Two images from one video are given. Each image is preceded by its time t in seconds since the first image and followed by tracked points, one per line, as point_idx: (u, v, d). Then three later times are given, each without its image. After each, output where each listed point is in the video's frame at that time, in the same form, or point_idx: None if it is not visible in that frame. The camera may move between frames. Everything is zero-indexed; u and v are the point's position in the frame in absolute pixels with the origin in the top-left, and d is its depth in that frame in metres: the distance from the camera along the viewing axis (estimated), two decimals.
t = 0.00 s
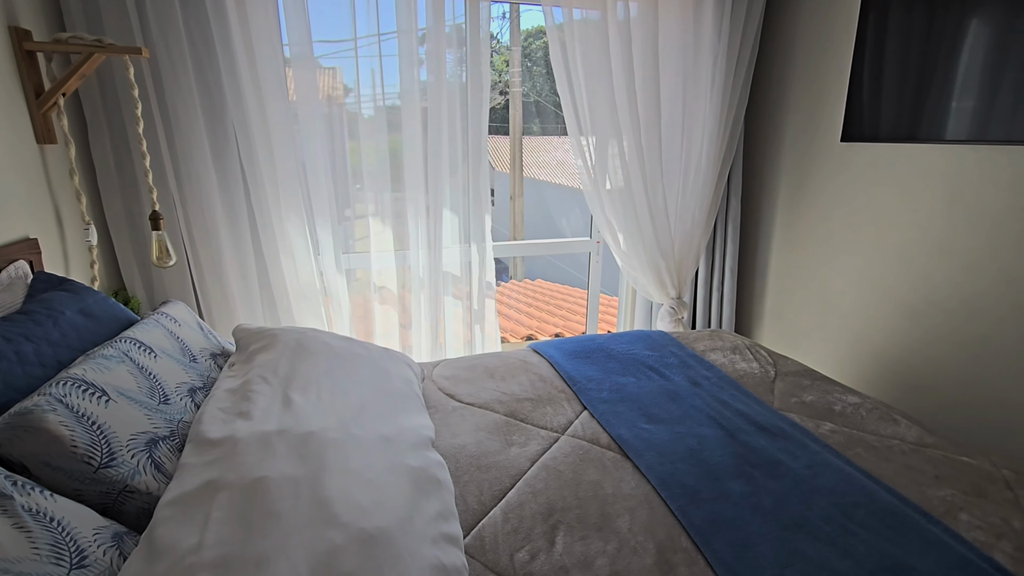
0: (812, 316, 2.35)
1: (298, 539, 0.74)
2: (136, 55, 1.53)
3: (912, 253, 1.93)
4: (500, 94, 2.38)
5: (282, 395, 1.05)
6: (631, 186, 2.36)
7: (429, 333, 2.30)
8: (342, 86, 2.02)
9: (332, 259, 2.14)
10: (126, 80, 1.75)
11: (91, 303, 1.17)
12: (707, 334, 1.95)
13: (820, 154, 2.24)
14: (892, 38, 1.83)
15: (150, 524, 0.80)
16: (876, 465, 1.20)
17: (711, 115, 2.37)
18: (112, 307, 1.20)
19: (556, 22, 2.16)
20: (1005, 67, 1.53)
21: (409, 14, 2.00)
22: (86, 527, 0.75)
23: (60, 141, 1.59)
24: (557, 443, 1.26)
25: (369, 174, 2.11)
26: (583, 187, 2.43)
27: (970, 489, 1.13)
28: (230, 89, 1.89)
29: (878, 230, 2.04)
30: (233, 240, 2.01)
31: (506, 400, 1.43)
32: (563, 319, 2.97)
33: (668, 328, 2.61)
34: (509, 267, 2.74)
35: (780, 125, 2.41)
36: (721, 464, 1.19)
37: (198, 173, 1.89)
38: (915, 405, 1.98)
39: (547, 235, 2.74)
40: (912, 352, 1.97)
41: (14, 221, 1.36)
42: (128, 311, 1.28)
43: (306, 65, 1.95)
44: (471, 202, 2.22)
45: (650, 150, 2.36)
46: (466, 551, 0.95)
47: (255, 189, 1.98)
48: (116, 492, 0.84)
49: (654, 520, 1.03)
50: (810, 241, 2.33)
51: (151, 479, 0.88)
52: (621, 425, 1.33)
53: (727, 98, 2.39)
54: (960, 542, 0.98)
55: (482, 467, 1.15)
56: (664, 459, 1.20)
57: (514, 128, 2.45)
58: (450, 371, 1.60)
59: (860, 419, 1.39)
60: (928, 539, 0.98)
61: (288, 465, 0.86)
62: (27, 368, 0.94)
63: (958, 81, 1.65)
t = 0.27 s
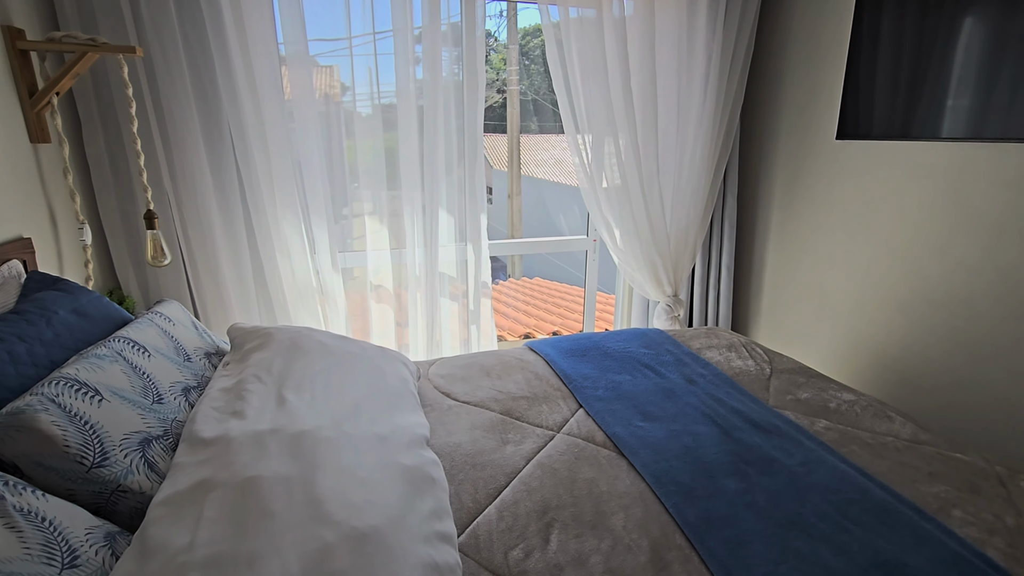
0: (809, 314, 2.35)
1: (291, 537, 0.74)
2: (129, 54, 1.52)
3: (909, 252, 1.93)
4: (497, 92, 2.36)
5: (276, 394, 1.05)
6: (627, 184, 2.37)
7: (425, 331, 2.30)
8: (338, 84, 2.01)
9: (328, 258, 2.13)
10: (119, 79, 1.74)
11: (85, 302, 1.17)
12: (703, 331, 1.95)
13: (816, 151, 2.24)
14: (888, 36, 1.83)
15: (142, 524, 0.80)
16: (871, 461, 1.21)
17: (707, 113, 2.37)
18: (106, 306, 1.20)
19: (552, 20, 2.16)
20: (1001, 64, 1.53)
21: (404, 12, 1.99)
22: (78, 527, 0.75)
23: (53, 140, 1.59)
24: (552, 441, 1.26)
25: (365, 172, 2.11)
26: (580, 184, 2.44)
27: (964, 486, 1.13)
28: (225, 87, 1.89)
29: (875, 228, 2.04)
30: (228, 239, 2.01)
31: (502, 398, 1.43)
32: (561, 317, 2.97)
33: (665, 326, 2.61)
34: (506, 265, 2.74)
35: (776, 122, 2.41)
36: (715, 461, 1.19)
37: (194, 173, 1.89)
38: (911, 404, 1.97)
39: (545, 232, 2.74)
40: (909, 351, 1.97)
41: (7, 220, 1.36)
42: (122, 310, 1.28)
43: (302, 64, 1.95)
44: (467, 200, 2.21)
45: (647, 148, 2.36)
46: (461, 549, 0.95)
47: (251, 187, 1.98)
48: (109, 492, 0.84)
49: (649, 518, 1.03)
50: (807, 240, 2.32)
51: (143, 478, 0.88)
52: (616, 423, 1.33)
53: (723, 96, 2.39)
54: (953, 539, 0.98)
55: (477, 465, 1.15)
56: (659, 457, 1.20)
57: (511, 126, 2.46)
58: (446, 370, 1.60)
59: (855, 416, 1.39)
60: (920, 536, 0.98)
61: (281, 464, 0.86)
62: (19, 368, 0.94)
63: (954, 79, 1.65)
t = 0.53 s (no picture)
0: (809, 312, 2.35)
1: (288, 535, 0.74)
2: (127, 52, 1.51)
3: (910, 251, 1.93)
4: (496, 91, 2.37)
5: (275, 392, 1.05)
6: (626, 182, 2.37)
7: (424, 329, 2.30)
8: (337, 83, 2.01)
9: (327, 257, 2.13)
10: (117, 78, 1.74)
11: (83, 301, 1.17)
12: (702, 329, 1.95)
13: (816, 149, 2.23)
14: (887, 32, 1.83)
15: (141, 521, 0.80)
16: (868, 458, 1.21)
17: (706, 110, 2.37)
18: (104, 305, 1.20)
19: (551, 17, 2.15)
20: (1000, 61, 1.53)
21: (402, 11, 1.99)
22: (76, 525, 0.75)
23: (51, 138, 1.59)
24: (551, 438, 1.27)
25: (364, 171, 2.11)
26: (579, 182, 2.44)
27: (961, 482, 1.13)
28: (223, 86, 1.89)
29: (875, 226, 2.04)
30: (227, 237, 2.01)
31: (500, 396, 1.43)
32: (560, 315, 2.97)
33: (664, 323, 2.62)
34: (505, 263, 2.74)
35: (775, 120, 2.41)
36: (713, 458, 1.19)
37: (192, 171, 1.89)
38: (910, 402, 1.98)
39: (544, 231, 2.74)
40: (909, 349, 1.96)
41: (5, 219, 1.36)
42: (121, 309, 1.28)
43: (300, 63, 1.95)
44: (466, 198, 2.21)
45: (647, 146, 2.37)
46: (459, 546, 0.95)
47: (249, 186, 1.98)
48: (107, 490, 0.84)
49: (646, 515, 1.03)
50: (807, 238, 2.32)
51: (142, 476, 0.88)
52: (614, 420, 1.33)
53: (721, 93, 2.39)
54: (950, 534, 0.98)
55: (476, 462, 1.15)
56: (657, 454, 1.20)
57: (510, 124, 2.46)
58: (445, 368, 1.61)
59: (853, 412, 1.39)
60: (917, 531, 0.98)
61: (279, 462, 0.86)
62: (17, 367, 0.94)
63: (953, 76, 1.65)
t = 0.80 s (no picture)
0: (810, 309, 2.35)
1: (291, 531, 0.74)
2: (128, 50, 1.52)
3: (911, 247, 1.93)
4: (496, 88, 2.38)
5: (277, 389, 1.05)
6: (627, 180, 2.37)
7: (426, 327, 2.30)
8: (338, 81, 2.01)
9: (329, 255, 2.13)
10: (118, 77, 1.74)
11: (86, 299, 1.17)
12: (703, 326, 1.95)
13: (817, 146, 2.23)
14: (888, 29, 1.82)
15: (145, 518, 0.80)
16: (869, 455, 1.21)
17: (707, 108, 2.37)
18: (107, 303, 1.20)
19: (552, 15, 2.14)
20: (1003, 57, 1.53)
21: (403, 9, 1.99)
22: (81, 522, 0.75)
23: (53, 137, 1.59)
24: (552, 435, 1.27)
25: (365, 170, 2.11)
26: (580, 180, 2.44)
27: (963, 479, 1.13)
28: (225, 85, 1.89)
29: (877, 223, 2.04)
30: (228, 236, 2.01)
31: (502, 394, 1.44)
32: (561, 313, 2.96)
33: (665, 320, 2.62)
34: (507, 261, 2.74)
35: (776, 117, 2.40)
36: (715, 455, 1.19)
37: (194, 170, 1.90)
38: (912, 399, 1.98)
39: (545, 229, 2.74)
40: (910, 346, 1.96)
41: (7, 217, 1.36)
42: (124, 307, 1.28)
43: (301, 61, 1.95)
44: (467, 196, 2.21)
45: (647, 143, 2.37)
46: (461, 543, 0.96)
47: (250, 185, 1.98)
48: (111, 487, 0.85)
49: (648, 511, 1.04)
50: (808, 235, 2.32)
51: (145, 473, 0.88)
52: (616, 417, 1.33)
53: (722, 91, 2.39)
54: (952, 531, 0.98)
55: (478, 459, 1.15)
56: (659, 451, 1.20)
57: (511, 123, 2.46)
58: (447, 365, 1.61)
59: (854, 409, 1.39)
60: (918, 528, 0.98)
61: (282, 459, 0.86)
62: (21, 364, 0.95)
63: (956, 72, 1.64)
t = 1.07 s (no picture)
0: (813, 306, 2.34)
1: (293, 530, 0.74)
2: (129, 47, 1.51)
3: (915, 244, 1.92)
4: (499, 86, 2.37)
5: (279, 388, 1.05)
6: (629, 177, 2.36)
7: (428, 326, 2.30)
8: (340, 79, 2.00)
9: (331, 254, 2.13)
10: (120, 74, 1.74)
11: (88, 297, 1.17)
12: (706, 324, 1.94)
13: (821, 142, 2.22)
14: (892, 26, 1.81)
15: (146, 516, 0.80)
16: (875, 453, 1.20)
17: (710, 105, 2.35)
18: (108, 301, 1.20)
19: (555, 12, 2.14)
20: (1008, 54, 1.51)
21: (405, 6, 1.98)
22: (82, 520, 0.75)
23: (54, 135, 1.59)
24: (555, 434, 1.26)
25: (367, 168, 2.10)
26: (583, 178, 2.43)
27: (970, 478, 1.12)
28: (226, 83, 1.88)
29: (881, 219, 2.02)
30: (230, 234, 2.01)
31: (504, 392, 1.43)
32: (564, 312, 2.94)
33: (667, 318, 2.61)
34: (509, 259, 2.74)
35: (780, 114, 2.39)
36: (719, 454, 1.19)
37: (195, 168, 1.89)
38: (916, 396, 1.97)
39: (548, 227, 2.73)
40: (915, 344, 1.95)
41: (9, 215, 1.36)
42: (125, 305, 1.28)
43: (302, 59, 1.94)
44: (469, 194, 2.20)
45: (650, 140, 2.36)
46: (464, 542, 0.95)
47: (252, 183, 1.97)
48: (112, 485, 0.84)
49: (652, 510, 1.03)
50: (812, 232, 2.31)
51: (147, 472, 0.88)
52: (619, 416, 1.32)
53: (725, 88, 2.37)
54: (959, 530, 0.97)
55: (480, 458, 1.15)
56: (663, 450, 1.20)
57: (513, 120, 2.45)
58: (449, 364, 1.60)
59: (859, 408, 1.38)
60: (925, 527, 0.98)
61: (283, 457, 0.86)
62: (22, 363, 0.94)
63: (960, 69, 1.63)
